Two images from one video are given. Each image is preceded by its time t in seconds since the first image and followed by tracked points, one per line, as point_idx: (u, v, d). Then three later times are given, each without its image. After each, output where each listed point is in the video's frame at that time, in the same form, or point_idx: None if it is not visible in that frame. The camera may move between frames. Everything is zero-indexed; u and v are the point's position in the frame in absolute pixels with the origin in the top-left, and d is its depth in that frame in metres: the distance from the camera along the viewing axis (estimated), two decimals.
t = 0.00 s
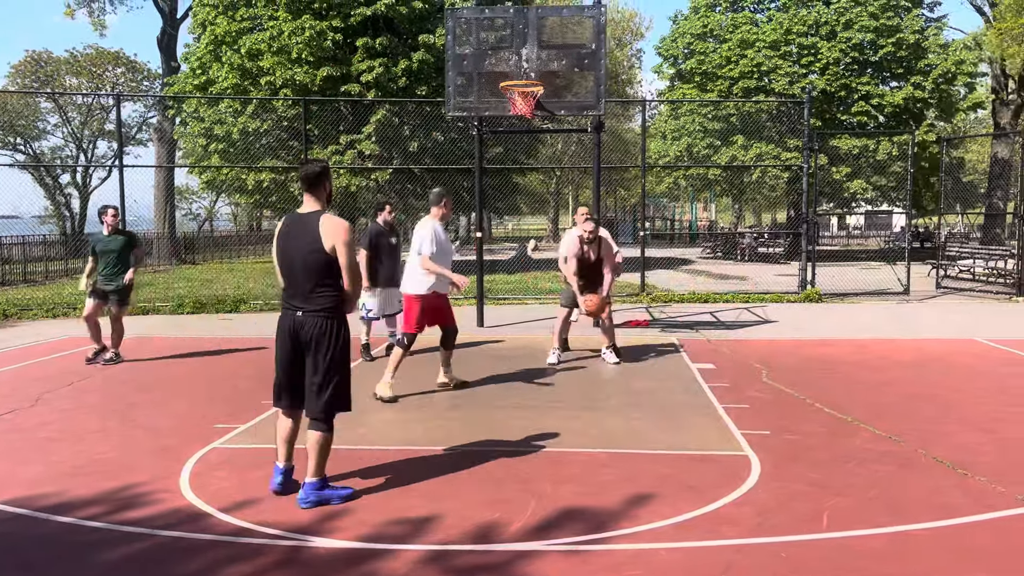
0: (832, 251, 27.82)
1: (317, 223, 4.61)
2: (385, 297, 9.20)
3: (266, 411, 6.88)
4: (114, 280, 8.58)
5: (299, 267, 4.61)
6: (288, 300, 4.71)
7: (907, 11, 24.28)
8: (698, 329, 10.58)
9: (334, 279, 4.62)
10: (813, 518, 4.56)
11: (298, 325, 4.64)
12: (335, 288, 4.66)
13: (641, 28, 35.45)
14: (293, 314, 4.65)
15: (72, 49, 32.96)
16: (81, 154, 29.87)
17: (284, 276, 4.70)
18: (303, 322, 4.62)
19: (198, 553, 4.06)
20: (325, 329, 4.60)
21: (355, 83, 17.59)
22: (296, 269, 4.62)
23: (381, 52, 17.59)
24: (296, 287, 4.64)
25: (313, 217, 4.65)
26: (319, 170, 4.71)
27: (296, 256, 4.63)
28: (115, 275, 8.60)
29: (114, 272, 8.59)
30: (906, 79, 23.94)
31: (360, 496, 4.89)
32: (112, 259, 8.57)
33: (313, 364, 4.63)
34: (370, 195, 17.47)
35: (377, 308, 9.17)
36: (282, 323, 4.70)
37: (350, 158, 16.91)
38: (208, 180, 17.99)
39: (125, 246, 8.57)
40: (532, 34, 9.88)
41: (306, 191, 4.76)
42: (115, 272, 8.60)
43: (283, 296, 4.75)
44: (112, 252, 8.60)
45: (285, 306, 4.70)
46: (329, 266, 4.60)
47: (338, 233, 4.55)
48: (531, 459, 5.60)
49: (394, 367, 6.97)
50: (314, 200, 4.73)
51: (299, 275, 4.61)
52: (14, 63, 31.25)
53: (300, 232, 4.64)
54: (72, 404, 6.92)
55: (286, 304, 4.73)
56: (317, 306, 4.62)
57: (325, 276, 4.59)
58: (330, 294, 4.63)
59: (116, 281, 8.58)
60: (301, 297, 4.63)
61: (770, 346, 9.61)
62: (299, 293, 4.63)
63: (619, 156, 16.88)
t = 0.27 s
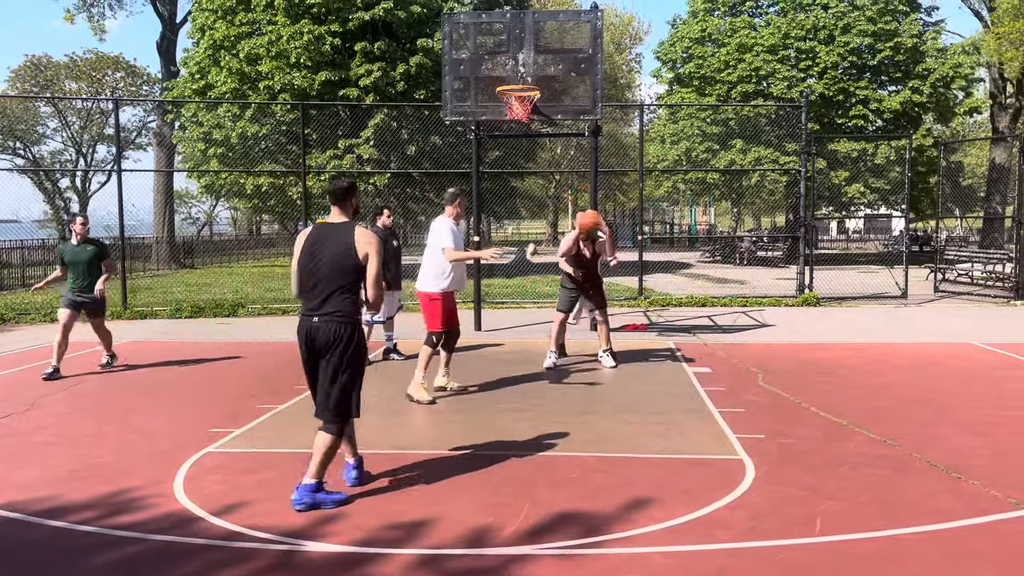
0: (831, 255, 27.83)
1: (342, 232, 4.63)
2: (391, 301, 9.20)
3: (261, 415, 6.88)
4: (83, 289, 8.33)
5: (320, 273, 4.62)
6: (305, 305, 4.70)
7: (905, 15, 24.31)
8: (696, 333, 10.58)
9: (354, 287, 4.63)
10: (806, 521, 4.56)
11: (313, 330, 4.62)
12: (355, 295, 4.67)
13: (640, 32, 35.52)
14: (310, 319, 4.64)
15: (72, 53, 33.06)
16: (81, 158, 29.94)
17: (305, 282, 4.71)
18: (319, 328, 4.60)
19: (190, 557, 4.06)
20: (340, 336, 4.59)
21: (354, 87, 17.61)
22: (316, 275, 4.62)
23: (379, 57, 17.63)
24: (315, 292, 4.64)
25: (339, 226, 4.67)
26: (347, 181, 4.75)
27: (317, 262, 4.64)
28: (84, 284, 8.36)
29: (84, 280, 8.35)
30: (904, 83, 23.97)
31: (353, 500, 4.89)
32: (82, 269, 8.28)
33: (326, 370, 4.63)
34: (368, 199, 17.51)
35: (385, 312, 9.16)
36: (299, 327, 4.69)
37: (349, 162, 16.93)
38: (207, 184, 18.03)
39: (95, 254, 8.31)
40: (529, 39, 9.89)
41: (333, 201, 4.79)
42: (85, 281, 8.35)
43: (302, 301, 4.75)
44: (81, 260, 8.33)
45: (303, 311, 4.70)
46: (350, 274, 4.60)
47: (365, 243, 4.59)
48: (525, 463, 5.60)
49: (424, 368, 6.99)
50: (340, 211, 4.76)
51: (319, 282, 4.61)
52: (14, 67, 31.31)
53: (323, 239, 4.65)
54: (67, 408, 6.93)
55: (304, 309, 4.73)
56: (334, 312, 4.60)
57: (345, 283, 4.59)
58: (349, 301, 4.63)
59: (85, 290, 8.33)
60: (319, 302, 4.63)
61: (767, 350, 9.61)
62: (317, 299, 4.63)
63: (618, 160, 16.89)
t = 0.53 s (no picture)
0: (835, 258, 27.79)
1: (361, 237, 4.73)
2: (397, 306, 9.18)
3: (262, 419, 6.89)
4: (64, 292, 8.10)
5: (343, 280, 4.71)
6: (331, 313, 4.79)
7: (908, 18, 24.29)
8: (698, 336, 10.56)
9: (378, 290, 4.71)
10: (805, 525, 4.55)
11: (342, 335, 4.71)
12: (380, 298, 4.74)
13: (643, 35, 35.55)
14: (337, 326, 4.72)
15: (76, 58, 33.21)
16: (85, 163, 30.05)
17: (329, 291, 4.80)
18: (347, 333, 4.69)
19: (189, 561, 4.07)
20: (370, 339, 4.67)
21: (356, 91, 17.64)
22: (340, 282, 4.72)
23: (382, 60, 17.67)
24: (341, 299, 4.73)
25: (358, 232, 4.77)
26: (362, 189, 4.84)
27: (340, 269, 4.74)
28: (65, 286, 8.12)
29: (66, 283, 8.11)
30: (907, 86, 23.93)
31: (353, 504, 4.89)
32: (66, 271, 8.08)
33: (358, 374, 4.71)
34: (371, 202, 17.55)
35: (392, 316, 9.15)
36: (326, 335, 4.77)
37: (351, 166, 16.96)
38: (211, 188, 18.08)
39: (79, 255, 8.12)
40: (530, 42, 9.90)
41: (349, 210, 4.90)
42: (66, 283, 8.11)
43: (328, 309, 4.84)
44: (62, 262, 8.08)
45: (329, 318, 4.78)
46: (373, 277, 4.69)
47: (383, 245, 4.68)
48: (525, 467, 5.60)
49: (451, 369, 7.02)
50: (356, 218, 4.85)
51: (344, 288, 4.70)
52: (18, 72, 31.43)
53: (344, 247, 4.75)
54: (69, 412, 6.95)
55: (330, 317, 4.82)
56: (360, 317, 4.68)
57: (368, 287, 4.68)
58: (374, 304, 4.70)
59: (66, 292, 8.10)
60: (345, 308, 4.71)
61: (769, 353, 9.59)
62: (343, 305, 4.72)
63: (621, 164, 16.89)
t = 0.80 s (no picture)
0: (845, 261, 27.65)
1: (405, 237, 4.76)
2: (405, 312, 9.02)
3: (272, 422, 6.91)
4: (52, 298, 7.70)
5: (390, 280, 4.74)
6: (375, 314, 4.78)
7: (919, 21, 24.18)
8: (707, 340, 10.53)
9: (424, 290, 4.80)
10: (815, 530, 4.52)
11: (391, 336, 4.72)
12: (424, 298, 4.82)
13: (652, 39, 35.55)
14: (385, 327, 4.72)
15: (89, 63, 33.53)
16: (97, 167, 30.31)
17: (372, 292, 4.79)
18: (397, 334, 4.71)
19: (199, 563, 4.09)
20: (421, 338, 4.73)
21: (366, 95, 17.75)
22: (387, 282, 4.74)
23: (391, 65, 17.78)
24: (389, 299, 4.74)
25: (400, 233, 4.79)
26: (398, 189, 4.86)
27: (385, 270, 4.76)
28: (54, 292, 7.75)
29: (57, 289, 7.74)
30: (918, 89, 23.81)
31: (361, 507, 4.91)
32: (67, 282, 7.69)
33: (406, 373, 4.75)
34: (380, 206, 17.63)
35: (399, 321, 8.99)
36: (372, 336, 4.74)
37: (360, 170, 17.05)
38: (221, 192, 18.19)
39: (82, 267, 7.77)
40: (539, 47, 9.97)
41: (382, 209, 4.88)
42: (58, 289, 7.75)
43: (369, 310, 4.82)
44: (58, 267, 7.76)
45: (374, 319, 4.76)
46: (419, 277, 4.78)
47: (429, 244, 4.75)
48: (533, 471, 5.59)
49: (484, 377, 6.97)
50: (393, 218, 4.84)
51: (393, 288, 4.73)
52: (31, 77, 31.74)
53: (388, 247, 4.78)
54: (81, 415, 6.99)
55: (373, 317, 4.80)
56: (410, 317, 4.74)
57: (416, 287, 4.76)
58: (421, 303, 4.79)
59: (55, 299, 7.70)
60: (393, 308, 4.73)
61: (778, 357, 9.56)
62: (391, 305, 4.73)
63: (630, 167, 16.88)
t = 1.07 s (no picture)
0: (858, 264, 27.49)
1: (422, 234, 4.80)
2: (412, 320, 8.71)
3: (284, 424, 6.94)
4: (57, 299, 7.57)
5: (408, 277, 4.77)
6: (393, 312, 4.79)
7: (933, 22, 24.01)
8: (720, 342, 10.49)
9: (441, 286, 4.84)
10: (828, 534, 4.50)
11: (411, 333, 4.75)
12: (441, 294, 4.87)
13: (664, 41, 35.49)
14: (404, 325, 4.75)
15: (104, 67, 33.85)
16: (112, 170, 30.58)
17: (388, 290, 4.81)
18: (418, 331, 4.75)
19: (212, 564, 4.11)
20: (440, 334, 4.78)
21: (378, 98, 17.83)
22: (406, 280, 4.76)
23: (403, 68, 17.87)
24: (407, 297, 4.77)
25: (416, 230, 4.82)
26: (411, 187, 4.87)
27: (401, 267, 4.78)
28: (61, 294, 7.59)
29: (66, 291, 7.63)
30: (931, 91, 23.66)
31: (373, 509, 4.93)
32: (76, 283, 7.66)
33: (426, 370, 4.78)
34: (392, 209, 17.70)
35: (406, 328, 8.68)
36: (391, 334, 4.76)
37: (372, 172, 17.12)
38: (234, 195, 18.31)
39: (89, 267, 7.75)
40: (551, 49, 9.95)
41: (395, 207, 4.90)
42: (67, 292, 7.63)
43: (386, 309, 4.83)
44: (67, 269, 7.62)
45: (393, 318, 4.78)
46: (436, 274, 4.82)
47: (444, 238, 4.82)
48: (545, 473, 5.59)
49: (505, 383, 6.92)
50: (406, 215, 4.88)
51: (410, 286, 4.76)
52: (47, 81, 32.08)
53: (405, 244, 4.80)
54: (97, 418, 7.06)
55: (390, 316, 4.81)
56: (428, 314, 4.78)
57: (433, 283, 4.80)
58: (438, 300, 4.83)
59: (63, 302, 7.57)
60: (411, 306, 4.76)
61: (791, 360, 9.51)
62: (410, 303, 4.76)
63: (641, 169, 16.85)
